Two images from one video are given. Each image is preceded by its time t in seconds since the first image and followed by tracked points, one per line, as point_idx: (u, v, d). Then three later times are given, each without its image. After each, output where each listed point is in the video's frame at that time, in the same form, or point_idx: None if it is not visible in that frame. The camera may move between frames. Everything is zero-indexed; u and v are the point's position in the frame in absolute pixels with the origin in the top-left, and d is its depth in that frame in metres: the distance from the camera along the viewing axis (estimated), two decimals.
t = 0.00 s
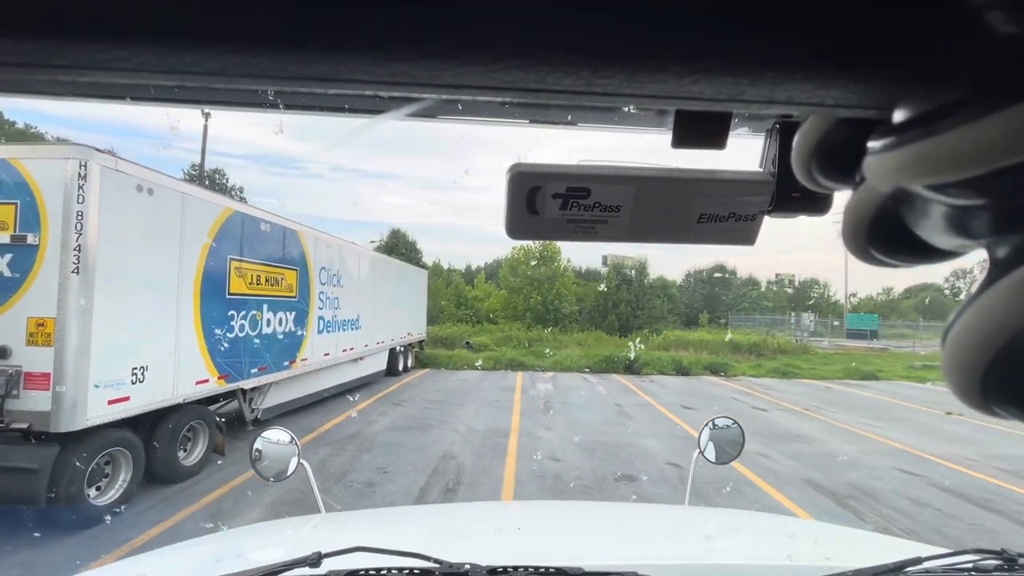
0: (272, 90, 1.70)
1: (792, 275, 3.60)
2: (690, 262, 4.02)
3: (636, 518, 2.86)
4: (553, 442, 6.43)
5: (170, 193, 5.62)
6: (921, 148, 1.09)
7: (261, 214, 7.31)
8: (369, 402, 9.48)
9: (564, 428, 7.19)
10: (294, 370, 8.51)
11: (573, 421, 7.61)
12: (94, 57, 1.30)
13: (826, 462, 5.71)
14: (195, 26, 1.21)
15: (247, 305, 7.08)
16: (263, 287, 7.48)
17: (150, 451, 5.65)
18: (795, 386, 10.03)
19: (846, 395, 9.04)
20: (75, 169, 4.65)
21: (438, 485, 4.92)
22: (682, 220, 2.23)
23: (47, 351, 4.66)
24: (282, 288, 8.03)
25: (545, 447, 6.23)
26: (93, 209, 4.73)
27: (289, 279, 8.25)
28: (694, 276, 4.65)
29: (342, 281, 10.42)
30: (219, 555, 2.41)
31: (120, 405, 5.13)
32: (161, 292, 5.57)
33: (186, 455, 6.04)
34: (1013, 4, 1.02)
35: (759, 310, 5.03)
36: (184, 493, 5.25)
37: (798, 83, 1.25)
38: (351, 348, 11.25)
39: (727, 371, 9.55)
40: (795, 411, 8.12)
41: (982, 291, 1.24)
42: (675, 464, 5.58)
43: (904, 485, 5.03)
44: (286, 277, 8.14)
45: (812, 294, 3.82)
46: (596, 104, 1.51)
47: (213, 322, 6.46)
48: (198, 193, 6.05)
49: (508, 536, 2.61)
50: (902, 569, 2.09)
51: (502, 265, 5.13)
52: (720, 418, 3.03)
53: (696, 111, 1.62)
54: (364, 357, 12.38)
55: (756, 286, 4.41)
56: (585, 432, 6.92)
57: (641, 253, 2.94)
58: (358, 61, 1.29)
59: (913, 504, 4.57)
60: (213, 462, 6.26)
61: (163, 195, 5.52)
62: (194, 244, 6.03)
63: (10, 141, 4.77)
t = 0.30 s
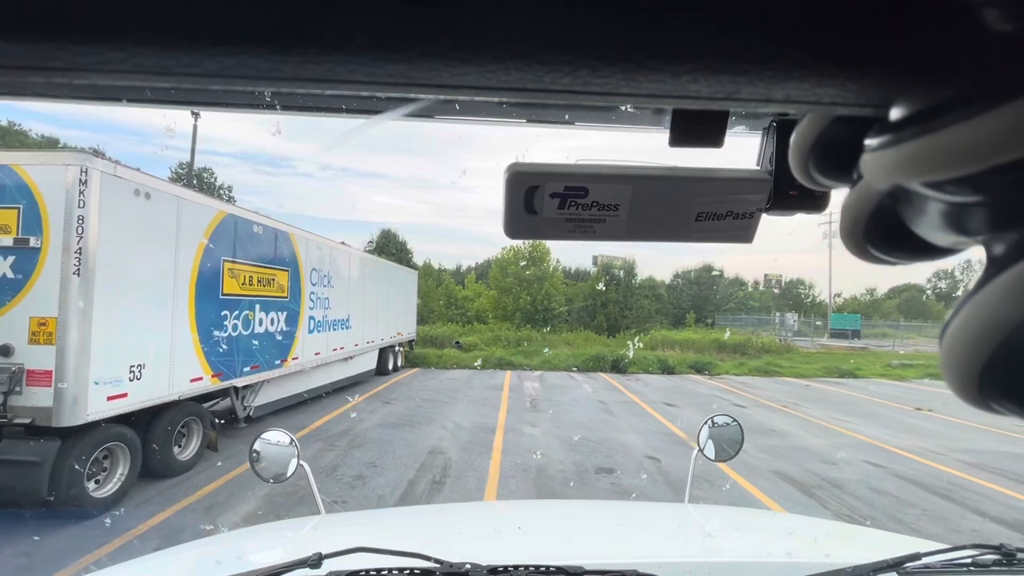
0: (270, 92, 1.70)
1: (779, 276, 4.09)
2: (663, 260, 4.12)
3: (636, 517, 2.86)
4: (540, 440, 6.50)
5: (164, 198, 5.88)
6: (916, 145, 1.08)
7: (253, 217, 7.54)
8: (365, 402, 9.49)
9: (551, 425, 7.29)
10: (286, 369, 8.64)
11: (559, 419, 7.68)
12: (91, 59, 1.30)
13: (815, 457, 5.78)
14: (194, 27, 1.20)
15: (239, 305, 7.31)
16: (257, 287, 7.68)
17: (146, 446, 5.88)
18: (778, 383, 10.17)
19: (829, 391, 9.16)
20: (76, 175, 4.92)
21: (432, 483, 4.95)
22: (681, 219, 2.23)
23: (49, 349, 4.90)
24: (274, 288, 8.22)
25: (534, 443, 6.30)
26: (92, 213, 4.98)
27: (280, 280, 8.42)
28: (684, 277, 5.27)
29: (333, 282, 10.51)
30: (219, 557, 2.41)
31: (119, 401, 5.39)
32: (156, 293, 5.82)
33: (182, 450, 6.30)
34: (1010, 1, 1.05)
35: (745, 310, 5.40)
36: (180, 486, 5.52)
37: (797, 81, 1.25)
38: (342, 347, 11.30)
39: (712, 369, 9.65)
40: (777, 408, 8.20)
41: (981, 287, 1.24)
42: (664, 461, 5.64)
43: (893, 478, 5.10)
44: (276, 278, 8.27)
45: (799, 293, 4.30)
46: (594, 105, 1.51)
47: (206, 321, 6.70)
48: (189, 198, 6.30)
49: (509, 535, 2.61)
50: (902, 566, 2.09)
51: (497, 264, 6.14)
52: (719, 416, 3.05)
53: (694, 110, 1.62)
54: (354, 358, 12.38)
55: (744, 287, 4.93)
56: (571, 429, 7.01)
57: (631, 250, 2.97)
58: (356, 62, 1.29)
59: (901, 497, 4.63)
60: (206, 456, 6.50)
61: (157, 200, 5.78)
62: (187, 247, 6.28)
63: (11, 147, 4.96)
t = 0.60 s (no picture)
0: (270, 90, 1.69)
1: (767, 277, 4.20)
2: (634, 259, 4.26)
3: (634, 517, 2.87)
4: (524, 436, 6.62)
5: (159, 202, 5.92)
6: (915, 146, 1.08)
7: (244, 219, 7.62)
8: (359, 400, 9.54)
9: (536, 423, 7.35)
10: (276, 368, 8.69)
11: (543, 416, 7.78)
12: (91, 57, 1.30)
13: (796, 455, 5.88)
14: (195, 27, 1.21)
15: (230, 305, 7.37)
16: (247, 288, 7.75)
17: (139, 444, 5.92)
18: (757, 383, 10.39)
19: (807, 392, 9.37)
20: (72, 181, 4.96)
21: (418, 477, 5.05)
22: (680, 219, 2.23)
23: (46, 348, 4.97)
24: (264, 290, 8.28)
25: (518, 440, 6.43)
26: (88, 217, 5.03)
27: (270, 281, 8.48)
28: (672, 277, 5.53)
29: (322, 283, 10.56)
30: (218, 557, 2.41)
31: (113, 399, 5.45)
32: (149, 294, 5.88)
33: (172, 447, 6.28)
34: (1011, 4, 1.03)
35: (733, 309, 5.54)
36: (174, 478, 5.56)
37: (796, 83, 1.25)
38: (331, 348, 11.32)
39: (695, 368, 9.81)
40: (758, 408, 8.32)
41: (980, 290, 1.24)
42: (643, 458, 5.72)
43: (874, 476, 5.20)
44: (267, 279, 8.33)
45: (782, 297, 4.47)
46: (593, 105, 1.51)
47: (198, 320, 6.75)
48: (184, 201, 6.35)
49: (507, 535, 2.61)
50: (899, 567, 2.09)
51: (485, 264, 6.11)
52: (717, 417, 3.05)
53: (694, 111, 1.62)
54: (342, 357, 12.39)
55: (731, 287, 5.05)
56: (552, 426, 7.13)
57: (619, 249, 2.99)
58: (356, 62, 1.29)
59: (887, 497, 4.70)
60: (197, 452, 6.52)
61: (152, 204, 5.82)
62: (180, 249, 6.34)
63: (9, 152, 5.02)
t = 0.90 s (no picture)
0: (270, 90, 1.70)
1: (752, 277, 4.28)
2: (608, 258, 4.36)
3: (630, 516, 2.88)
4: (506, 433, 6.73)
5: (149, 206, 5.99)
6: (916, 148, 1.09)
7: (232, 221, 7.69)
8: (354, 398, 9.57)
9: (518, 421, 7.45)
10: (264, 367, 8.76)
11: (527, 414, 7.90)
12: (91, 56, 1.30)
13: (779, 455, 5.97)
14: (196, 26, 1.21)
15: (219, 306, 7.44)
16: (236, 289, 7.82)
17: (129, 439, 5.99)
18: (738, 384, 10.56)
19: (787, 393, 9.55)
20: (63, 185, 5.04)
21: (401, 472, 5.17)
22: (680, 220, 2.23)
23: (37, 347, 5.03)
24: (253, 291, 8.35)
25: (501, 438, 6.53)
26: (79, 220, 5.10)
27: (259, 282, 8.57)
28: (657, 279, 5.40)
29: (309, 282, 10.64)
30: (217, 556, 2.40)
31: (102, 398, 5.51)
32: (139, 295, 5.93)
33: (161, 444, 6.37)
34: (1011, 5, 1.02)
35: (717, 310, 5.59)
36: (164, 475, 5.62)
37: (797, 83, 1.26)
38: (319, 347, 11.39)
39: (677, 368, 9.96)
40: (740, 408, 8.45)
41: (979, 291, 1.24)
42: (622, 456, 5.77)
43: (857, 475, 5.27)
44: (255, 280, 8.42)
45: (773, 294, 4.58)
46: (594, 105, 1.51)
47: (187, 319, 6.81)
48: (173, 205, 6.42)
49: (507, 535, 2.61)
50: (899, 567, 2.09)
51: (473, 265, 6.38)
52: (717, 417, 3.05)
53: (694, 112, 1.62)
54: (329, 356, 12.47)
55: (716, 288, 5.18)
56: (535, 424, 7.27)
57: (609, 249, 3.00)
58: (356, 61, 1.29)
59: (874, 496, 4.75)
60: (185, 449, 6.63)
61: (143, 208, 5.89)
62: (170, 251, 6.40)
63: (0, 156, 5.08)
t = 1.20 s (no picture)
0: (271, 90, 1.70)
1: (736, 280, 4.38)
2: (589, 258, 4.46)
3: (629, 516, 2.88)
4: (488, 431, 7.03)
5: (135, 210, 6.31)
6: (920, 147, 1.09)
7: (217, 223, 8.02)
8: (353, 399, 9.60)
9: (497, 422, 7.57)
10: (248, 366, 9.09)
11: (508, 413, 8.13)
12: (93, 56, 1.30)
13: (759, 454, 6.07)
14: (197, 26, 1.20)
15: (204, 306, 7.79)
16: (220, 289, 8.16)
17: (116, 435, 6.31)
18: (718, 386, 10.76)
19: (764, 394, 9.74)
20: (53, 189, 5.33)
21: (383, 466, 5.51)
22: (681, 220, 2.23)
23: (27, 347, 5.32)
24: (237, 291, 8.68)
25: (480, 434, 6.85)
26: (68, 224, 5.40)
27: (243, 283, 8.88)
28: (644, 279, 5.64)
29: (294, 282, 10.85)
30: (218, 556, 2.40)
31: (89, 395, 5.81)
32: (124, 296, 6.24)
33: (148, 441, 6.69)
34: (1012, 3, 1.03)
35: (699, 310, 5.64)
36: (152, 470, 5.93)
37: (798, 82, 1.26)
38: (303, 347, 11.56)
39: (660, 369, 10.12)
40: (721, 409, 8.65)
41: (982, 289, 1.24)
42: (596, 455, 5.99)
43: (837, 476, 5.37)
44: (239, 281, 8.72)
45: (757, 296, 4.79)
46: (595, 104, 1.51)
47: (171, 319, 7.12)
48: (158, 209, 6.74)
49: (508, 534, 2.61)
50: (902, 567, 2.08)
51: (461, 264, 6.12)
52: (718, 417, 3.05)
53: (695, 111, 1.62)
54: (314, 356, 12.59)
55: (698, 287, 5.17)
56: (516, 422, 7.58)
57: (600, 250, 3.01)
58: (357, 61, 1.29)
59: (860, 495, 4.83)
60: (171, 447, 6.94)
61: (128, 212, 6.20)
62: (155, 254, 6.73)
63: None
